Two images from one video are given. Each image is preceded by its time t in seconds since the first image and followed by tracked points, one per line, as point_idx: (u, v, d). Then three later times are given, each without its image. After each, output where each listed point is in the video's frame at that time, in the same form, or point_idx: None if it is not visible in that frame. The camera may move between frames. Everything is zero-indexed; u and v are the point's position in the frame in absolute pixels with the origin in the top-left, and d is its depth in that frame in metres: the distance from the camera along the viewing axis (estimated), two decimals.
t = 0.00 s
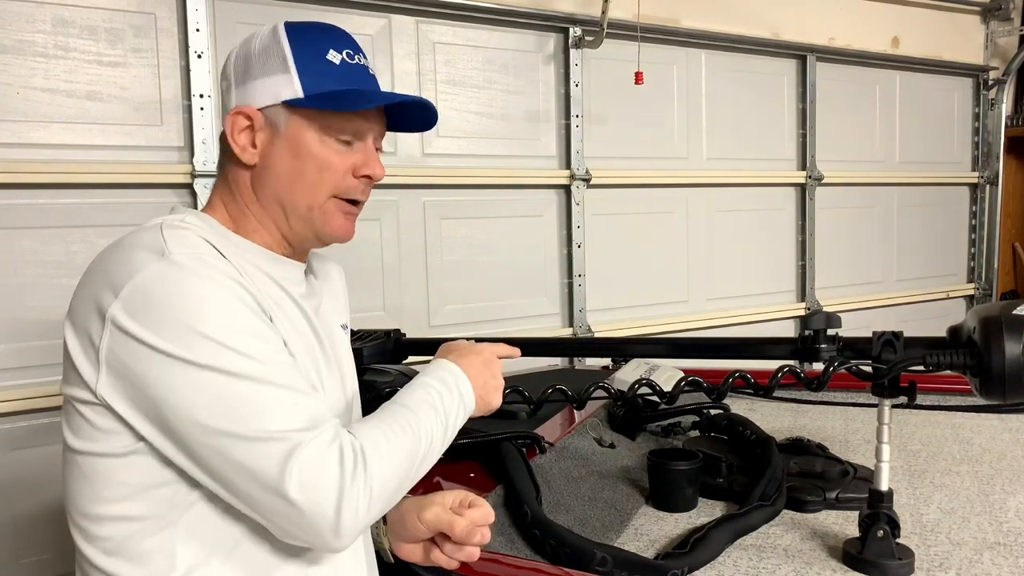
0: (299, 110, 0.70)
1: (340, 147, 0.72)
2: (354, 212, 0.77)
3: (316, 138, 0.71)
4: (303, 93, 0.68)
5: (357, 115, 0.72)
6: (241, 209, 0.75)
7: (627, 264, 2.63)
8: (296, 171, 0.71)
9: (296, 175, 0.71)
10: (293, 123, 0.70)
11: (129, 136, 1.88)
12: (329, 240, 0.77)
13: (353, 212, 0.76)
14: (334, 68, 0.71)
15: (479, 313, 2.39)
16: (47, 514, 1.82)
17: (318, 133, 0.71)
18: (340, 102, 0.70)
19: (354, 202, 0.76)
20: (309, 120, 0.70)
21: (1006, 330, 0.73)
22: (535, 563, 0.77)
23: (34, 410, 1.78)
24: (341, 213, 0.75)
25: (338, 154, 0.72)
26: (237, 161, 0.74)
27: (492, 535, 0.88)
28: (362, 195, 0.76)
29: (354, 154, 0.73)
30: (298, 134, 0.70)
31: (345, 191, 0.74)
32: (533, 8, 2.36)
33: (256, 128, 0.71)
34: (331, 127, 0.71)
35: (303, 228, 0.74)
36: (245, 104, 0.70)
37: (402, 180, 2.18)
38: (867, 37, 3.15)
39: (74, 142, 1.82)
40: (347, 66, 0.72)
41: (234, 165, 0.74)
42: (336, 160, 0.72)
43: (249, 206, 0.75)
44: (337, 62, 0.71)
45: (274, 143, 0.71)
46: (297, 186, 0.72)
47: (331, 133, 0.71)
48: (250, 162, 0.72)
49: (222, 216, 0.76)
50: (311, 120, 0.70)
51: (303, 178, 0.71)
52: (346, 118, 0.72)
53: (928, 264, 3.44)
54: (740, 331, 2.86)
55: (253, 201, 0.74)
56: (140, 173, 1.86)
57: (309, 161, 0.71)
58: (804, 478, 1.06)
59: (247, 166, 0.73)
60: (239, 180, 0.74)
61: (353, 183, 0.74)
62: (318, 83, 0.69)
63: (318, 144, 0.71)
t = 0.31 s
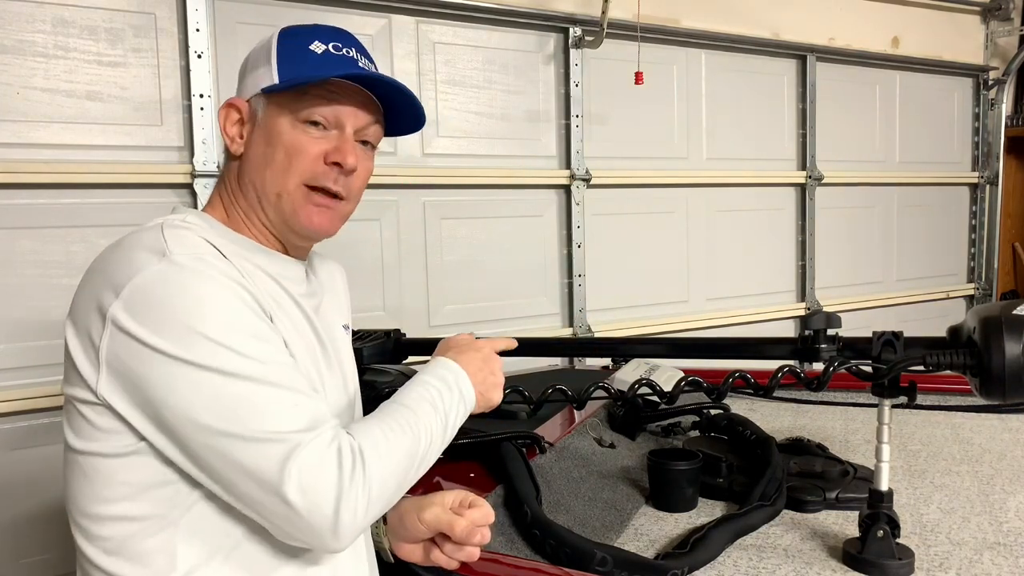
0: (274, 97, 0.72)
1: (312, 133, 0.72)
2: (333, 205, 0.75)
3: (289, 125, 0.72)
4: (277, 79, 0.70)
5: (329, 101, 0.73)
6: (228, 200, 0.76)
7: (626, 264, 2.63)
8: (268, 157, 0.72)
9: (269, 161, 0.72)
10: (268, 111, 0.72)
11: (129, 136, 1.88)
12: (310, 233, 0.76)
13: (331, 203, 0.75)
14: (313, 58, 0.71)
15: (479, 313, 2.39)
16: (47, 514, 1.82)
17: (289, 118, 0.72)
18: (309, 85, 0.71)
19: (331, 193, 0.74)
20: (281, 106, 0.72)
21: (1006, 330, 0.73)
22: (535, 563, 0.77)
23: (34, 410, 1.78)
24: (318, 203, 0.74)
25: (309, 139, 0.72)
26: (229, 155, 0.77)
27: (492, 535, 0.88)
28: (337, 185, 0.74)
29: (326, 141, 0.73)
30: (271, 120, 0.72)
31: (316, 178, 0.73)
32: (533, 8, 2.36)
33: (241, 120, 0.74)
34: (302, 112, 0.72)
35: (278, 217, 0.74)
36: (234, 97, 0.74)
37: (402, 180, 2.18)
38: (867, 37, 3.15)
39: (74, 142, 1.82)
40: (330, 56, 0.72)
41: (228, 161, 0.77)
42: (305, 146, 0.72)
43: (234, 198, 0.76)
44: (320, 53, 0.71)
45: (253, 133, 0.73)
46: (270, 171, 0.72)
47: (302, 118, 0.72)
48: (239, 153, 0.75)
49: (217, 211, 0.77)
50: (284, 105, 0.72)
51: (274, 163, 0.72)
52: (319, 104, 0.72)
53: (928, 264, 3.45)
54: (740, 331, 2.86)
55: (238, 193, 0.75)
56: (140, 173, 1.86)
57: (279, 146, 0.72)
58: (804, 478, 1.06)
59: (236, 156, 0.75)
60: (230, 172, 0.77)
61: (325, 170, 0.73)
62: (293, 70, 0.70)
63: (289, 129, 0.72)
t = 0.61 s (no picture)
0: (291, 100, 0.72)
1: (328, 138, 0.73)
2: (349, 208, 0.75)
3: (305, 129, 0.72)
4: (295, 84, 0.70)
5: (346, 106, 0.73)
6: (240, 202, 0.76)
7: (626, 264, 2.63)
8: (286, 161, 0.72)
9: (285, 165, 0.72)
10: (285, 114, 0.72)
11: (129, 136, 1.88)
12: (326, 237, 0.76)
13: (347, 208, 0.75)
14: (331, 63, 0.71)
15: (479, 312, 2.38)
16: (46, 514, 1.81)
17: (307, 123, 0.72)
18: (328, 90, 0.71)
19: (347, 197, 0.75)
20: (298, 110, 0.72)
21: (1006, 330, 0.73)
22: (535, 563, 0.77)
23: (34, 410, 1.78)
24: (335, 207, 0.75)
25: (327, 144, 0.73)
26: (241, 157, 0.76)
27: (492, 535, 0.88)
28: (355, 189, 0.75)
29: (343, 146, 0.74)
30: (288, 123, 0.72)
31: (333, 182, 0.73)
32: (533, 7, 2.36)
33: (256, 122, 0.74)
34: (320, 117, 0.72)
35: (293, 220, 0.74)
36: (249, 100, 0.74)
37: (401, 180, 2.18)
38: (867, 37, 3.14)
39: (74, 141, 1.82)
40: (347, 61, 0.72)
41: (239, 162, 0.77)
42: (323, 151, 0.72)
43: (246, 200, 0.76)
44: (338, 58, 0.72)
45: (269, 136, 0.73)
46: (286, 175, 0.73)
47: (319, 122, 0.72)
48: (252, 155, 0.75)
49: (228, 212, 0.77)
50: (301, 109, 0.72)
51: (291, 168, 0.72)
52: (336, 109, 0.72)
53: (928, 264, 3.45)
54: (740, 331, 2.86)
55: (251, 196, 0.75)
56: (140, 173, 1.86)
57: (297, 151, 0.72)
58: (804, 478, 1.05)
59: (249, 158, 0.75)
60: (243, 174, 0.76)
61: (342, 175, 0.73)
62: (312, 75, 0.70)
63: (307, 133, 0.72)
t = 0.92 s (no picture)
0: (283, 100, 0.72)
1: (319, 138, 0.73)
2: (340, 209, 0.75)
3: (296, 130, 0.73)
4: (286, 83, 0.70)
5: (337, 104, 0.73)
6: (234, 203, 0.76)
7: (626, 264, 2.63)
8: (277, 161, 0.73)
9: (276, 166, 0.73)
10: (276, 115, 0.73)
11: (129, 136, 1.88)
12: (319, 237, 0.76)
13: (337, 208, 0.75)
14: (323, 61, 0.71)
15: (479, 312, 2.39)
16: (46, 514, 1.82)
17: (297, 123, 0.72)
18: (318, 90, 0.71)
19: (337, 198, 0.75)
20: (289, 110, 0.72)
21: (1006, 330, 0.73)
22: (536, 563, 0.74)
23: (34, 410, 1.78)
24: (325, 207, 0.75)
25: (316, 144, 0.73)
26: (237, 158, 0.77)
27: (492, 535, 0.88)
28: (344, 190, 0.75)
29: (333, 146, 0.74)
30: (280, 123, 0.72)
31: (322, 183, 0.73)
32: (533, 7, 2.36)
33: (251, 122, 0.75)
34: (310, 117, 0.72)
35: (284, 221, 0.74)
36: (243, 99, 0.74)
37: (401, 180, 2.18)
38: (867, 37, 3.14)
39: (74, 141, 1.82)
40: (339, 60, 0.71)
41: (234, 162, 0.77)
42: (313, 151, 0.73)
43: (240, 200, 0.76)
44: (329, 56, 0.71)
45: (262, 136, 0.74)
46: (277, 175, 0.73)
47: (309, 122, 0.72)
48: (247, 155, 0.75)
49: (223, 213, 0.77)
50: (292, 109, 0.72)
51: (282, 169, 0.73)
52: (326, 108, 0.72)
53: (928, 264, 3.45)
54: (740, 331, 2.86)
55: (244, 197, 0.76)
56: (140, 173, 1.86)
57: (287, 151, 0.72)
58: (804, 478, 1.05)
59: (244, 158, 0.76)
60: (238, 175, 0.77)
61: (331, 176, 0.74)
62: (303, 73, 0.70)
63: (297, 134, 0.72)
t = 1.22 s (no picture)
0: (283, 100, 0.72)
1: (322, 137, 0.73)
2: (345, 207, 0.76)
3: (298, 129, 0.73)
4: (287, 83, 0.70)
5: (340, 104, 0.73)
6: (235, 204, 0.76)
7: (626, 264, 2.63)
8: (280, 162, 0.73)
9: (278, 166, 0.73)
10: (278, 115, 0.73)
11: (129, 136, 1.88)
12: (321, 237, 0.76)
13: (342, 207, 0.76)
14: (322, 61, 0.71)
15: (479, 312, 2.38)
16: (46, 514, 1.82)
17: (300, 123, 0.72)
18: (321, 89, 0.71)
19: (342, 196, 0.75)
20: (291, 110, 0.72)
21: (1006, 331, 0.73)
22: (536, 563, 0.74)
23: (34, 409, 1.78)
24: (330, 206, 0.75)
25: (320, 144, 0.73)
26: (235, 158, 0.76)
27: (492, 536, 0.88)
28: (349, 189, 0.75)
29: (337, 145, 0.74)
30: (282, 123, 0.72)
31: (327, 182, 0.74)
32: (533, 7, 2.36)
33: (249, 123, 0.74)
34: (312, 116, 0.72)
35: (288, 221, 0.75)
36: (240, 100, 0.74)
37: (401, 180, 2.18)
38: (867, 37, 3.14)
39: (74, 142, 1.82)
40: (338, 59, 0.72)
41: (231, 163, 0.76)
42: (317, 151, 0.73)
43: (240, 201, 0.76)
44: (328, 56, 0.71)
45: (263, 136, 0.73)
46: (281, 176, 0.73)
47: (312, 122, 0.73)
48: (246, 156, 0.75)
49: (222, 215, 0.77)
50: (294, 108, 0.72)
51: (286, 168, 0.73)
52: (329, 106, 0.73)
53: (928, 263, 3.45)
54: (740, 330, 2.86)
55: (245, 197, 0.75)
56: (140, 173, 1.86)
57: (291, 151, 0.72)
58: (804, 478, 1.05)
59: (242, 159, 0.75)
60: (236, 176, 0.76)
61: (336, 175, 0.74)
62: (304, 73, 0.70)
63: (300, 134, 0.72)
